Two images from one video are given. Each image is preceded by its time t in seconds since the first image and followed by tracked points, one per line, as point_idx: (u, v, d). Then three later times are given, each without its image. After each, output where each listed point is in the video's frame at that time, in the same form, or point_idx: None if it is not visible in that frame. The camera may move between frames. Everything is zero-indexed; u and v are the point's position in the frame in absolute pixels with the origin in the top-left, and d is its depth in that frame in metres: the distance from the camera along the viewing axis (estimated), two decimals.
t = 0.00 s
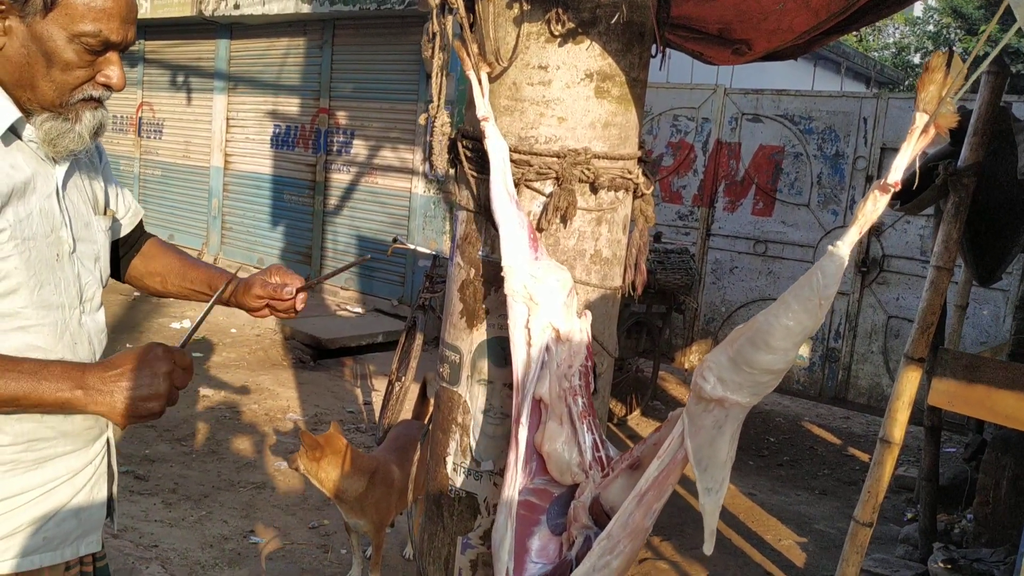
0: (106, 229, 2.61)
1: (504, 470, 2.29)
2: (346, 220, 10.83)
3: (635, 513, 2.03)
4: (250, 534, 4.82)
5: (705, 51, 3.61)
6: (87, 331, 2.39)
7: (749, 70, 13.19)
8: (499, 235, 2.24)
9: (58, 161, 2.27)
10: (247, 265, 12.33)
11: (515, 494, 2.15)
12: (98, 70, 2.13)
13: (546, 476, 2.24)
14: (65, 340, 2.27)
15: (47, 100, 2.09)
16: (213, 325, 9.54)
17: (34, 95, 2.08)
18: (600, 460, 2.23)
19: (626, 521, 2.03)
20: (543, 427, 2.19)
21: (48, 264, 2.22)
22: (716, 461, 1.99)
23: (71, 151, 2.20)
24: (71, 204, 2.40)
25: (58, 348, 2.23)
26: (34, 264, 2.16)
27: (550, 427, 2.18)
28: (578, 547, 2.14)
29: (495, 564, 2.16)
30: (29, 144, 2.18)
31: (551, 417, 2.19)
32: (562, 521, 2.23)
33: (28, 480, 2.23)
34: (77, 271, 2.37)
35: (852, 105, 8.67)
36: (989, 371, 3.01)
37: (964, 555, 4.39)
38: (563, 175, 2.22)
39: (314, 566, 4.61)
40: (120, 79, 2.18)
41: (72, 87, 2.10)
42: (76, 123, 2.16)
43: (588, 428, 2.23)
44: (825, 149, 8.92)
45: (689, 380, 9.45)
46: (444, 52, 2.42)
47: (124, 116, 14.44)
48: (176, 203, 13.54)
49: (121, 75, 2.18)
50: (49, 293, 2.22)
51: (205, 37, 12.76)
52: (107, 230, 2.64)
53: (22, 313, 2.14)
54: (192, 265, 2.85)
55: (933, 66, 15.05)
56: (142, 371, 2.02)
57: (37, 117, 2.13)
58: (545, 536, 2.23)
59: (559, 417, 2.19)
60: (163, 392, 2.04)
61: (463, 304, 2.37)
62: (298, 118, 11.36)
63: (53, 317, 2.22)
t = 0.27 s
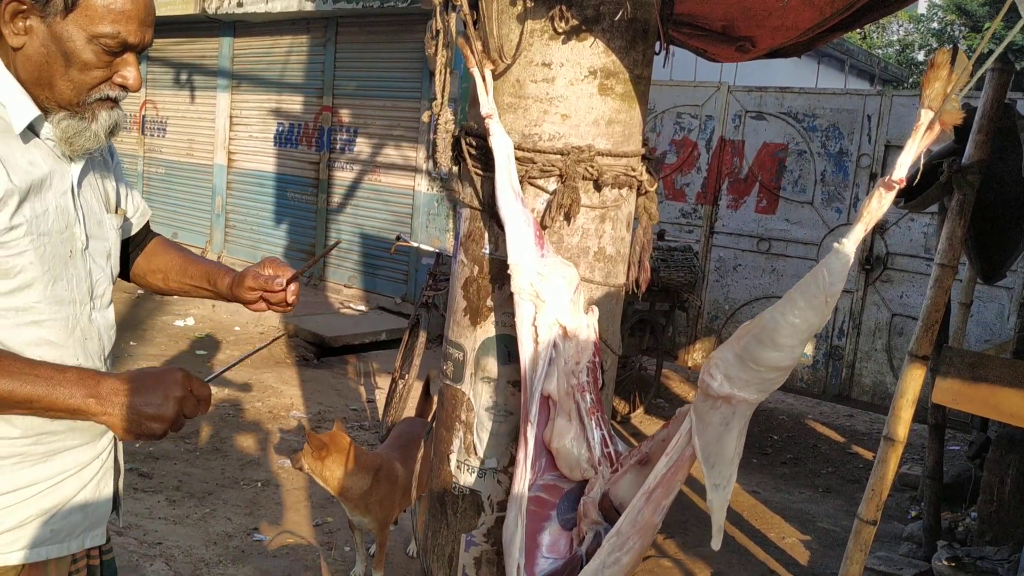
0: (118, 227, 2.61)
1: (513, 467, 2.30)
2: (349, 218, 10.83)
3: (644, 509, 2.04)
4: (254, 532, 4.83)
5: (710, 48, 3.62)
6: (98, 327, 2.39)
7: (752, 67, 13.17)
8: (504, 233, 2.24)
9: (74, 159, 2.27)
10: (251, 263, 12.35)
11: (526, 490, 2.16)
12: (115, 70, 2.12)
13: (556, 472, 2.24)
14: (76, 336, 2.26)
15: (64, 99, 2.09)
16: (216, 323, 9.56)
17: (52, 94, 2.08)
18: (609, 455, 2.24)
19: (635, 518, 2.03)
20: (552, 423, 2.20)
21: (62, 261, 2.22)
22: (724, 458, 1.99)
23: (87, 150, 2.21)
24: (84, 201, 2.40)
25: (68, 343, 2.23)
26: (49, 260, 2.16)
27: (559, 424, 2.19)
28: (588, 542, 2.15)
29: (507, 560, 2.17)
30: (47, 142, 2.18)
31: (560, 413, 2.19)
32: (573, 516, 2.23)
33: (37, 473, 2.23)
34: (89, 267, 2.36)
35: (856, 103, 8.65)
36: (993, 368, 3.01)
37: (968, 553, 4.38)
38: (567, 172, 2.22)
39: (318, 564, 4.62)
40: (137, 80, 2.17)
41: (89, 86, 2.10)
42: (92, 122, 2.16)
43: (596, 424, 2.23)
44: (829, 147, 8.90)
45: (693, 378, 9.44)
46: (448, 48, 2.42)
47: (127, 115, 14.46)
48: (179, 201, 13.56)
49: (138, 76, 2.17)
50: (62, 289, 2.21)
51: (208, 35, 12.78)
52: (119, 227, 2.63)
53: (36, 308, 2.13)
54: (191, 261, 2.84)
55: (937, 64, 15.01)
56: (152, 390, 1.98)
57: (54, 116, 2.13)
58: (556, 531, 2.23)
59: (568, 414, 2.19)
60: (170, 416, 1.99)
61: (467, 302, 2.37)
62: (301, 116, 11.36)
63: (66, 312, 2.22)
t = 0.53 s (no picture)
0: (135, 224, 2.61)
1: (518, 464, 2.29)
2: (352, 216, 10.83)
3: (651, 506, 2.03)
4: (258, 530, 4.83)
5: (715, 45, 3.61)
6: (113, 320, 2.39)
7: (756, 64, 13.14)
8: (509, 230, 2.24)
9: (91, 156, 2.27)
10: (254, 261, 12.35)
11: (532, 487, 2.16)
12: (132, 71, 2.14)
13: (562, 469, 2.24)
14: (91, 327, 2.27)
15: (83, 97, 2.10)
16: (220, 320, 9.56)
17: (71, 92, 2.10)
18: (615, 452, 2.24)
19: (642, 515, 2.03)
20: (558, 420, 2.19)
21: (78, 253, 2.23)
22: (731, 455, 1.98)
23: (103, 147, 2.22)
24: (100, 197, 2.39)
25: (83, 334, 2.24)
26: (64, 252, 2.18)
27: (565, 421, 2.18)
28: (595, 540, 2.14)
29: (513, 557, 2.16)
30: (65, 138, 2.19)
31: (565, 410, 2.19)
32: (579, 513, 2.23)
33: (49, 460, 2.24)
34: (105, 262, 2.35)
35: (860, 100, 8.64)
36: (999, 365, 2.99)
37: (973, 551, 4.37)
38: (571, 169, 2.21)
39: (322, 561, 4.62)
40: (154, 81, 2.19)
41: (107, 86, 2.11)
42: (109, 120, 2.17)
43: (602, 421, 2.23)
44: (833, 144, 8.88)
45: (696, 376, 9.43)
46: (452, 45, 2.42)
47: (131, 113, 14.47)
48: (182, 199, 13.57)
49: (155, 77, 2.18)
50: (78, 282, 2.22)
51: (211, 32, 12.78)
52: (136, 224, 2.63)
53: (50, 299, 2.14)
54: (213, 263, 2.86)
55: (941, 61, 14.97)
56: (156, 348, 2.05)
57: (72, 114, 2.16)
58: (562, 529, 2.23)
59: (574, 411, 2.19)
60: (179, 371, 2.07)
61: (472, 299, 2.37)
62: (305, 114, 11.37)
63: (80, 303, 2.23)
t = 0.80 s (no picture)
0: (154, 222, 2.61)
1: (518, 463, 2.29)
2: (354, 215, 10.83)
3: (651, 506, 2.03)
4: (260, 528, 4.84)
5: (717, 43, 3.63)
6: (129, 313, 2.40)
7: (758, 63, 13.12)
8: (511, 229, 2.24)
9: (112, 155, 2.29)
10: (256, 260, 12.36)
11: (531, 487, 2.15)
12: (152, 73, 2.14)
13: (561, 470, 2.24)
14: (106, 319, 2.30)
15: (104, 97, 2.13)
16: (222, 319, 9.57)
17: (94, 91, 2.12)
18: (615, 452, 2.24)
19: (642, 515, 2.03)
20: (558, 420, 2.19)
21: (96, 247, 2.24)
22: (732, 455, 1.98)
23: (123, 146, 2.25)
24: (121, 195, 2.40)
25: (98, 326, 2.27)
26: (83, 245, 2.20)
27: (565, 421, 2.19)
28: (593, 540, 2.14)
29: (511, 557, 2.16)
30: (86, 136, 2.22)
31: (565, 410, 2.19)
32: (578, 514, 2.23)
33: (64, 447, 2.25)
34: (123, 257, 2.36)
35: (862, 99, 8.63)
36: (1002, 364, 2.98)
37: (975, 550, 4.37)
38: (574, 168, 2.21)
39: (324, 560, 4.63)
40: (173, 83, 2.19)
41: (127, 87, 2.13)
42: (129, 120, 2.19)
43: (602, 421, 2.23)
44: (835, 143, 8.86)
45: (698, 375, 9.43)
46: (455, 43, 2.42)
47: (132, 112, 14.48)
48: (185, 198, 13.58)
49: (174, 79, 2.18)
50: (94, 275, 2.24)
51: (213, 31, 12.77)
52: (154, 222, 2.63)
53: (67, 290, 2.18)
54: (217, 259, 2.84)
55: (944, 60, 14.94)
56: (168, 369, 2.06)
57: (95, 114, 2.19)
58: (561, 529, 2.23)
59: (574, 411, 2.19)
60: (181, 394, 2.07)
61: (474, 297, 2.37)
62: (307, 113, 11.37)
63: (97, 295, 2.25)
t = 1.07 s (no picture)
0: (168, 220, 2.61)
1: (515, 464, 2.29)
2: (356, 214, 10.83)
3: (647, 506, 2.03)
4: (262, 527, 4.84)
5: (719, 42, 3.63)
6: (142, 308, 2.40)
7: (759, 62, 13.12)
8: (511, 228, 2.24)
9: (126, 153, 2.30)
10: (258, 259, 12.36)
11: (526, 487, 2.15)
12: (165, 74, 2.17)
13: (557, 470, 2.24)
14: (121, 311, 2.30)
15: (119, 97, 2.15)
16: (224, 319, 9.57)
17: (109, 92, 2.14)
18: (612, 454, 2.25)
19: (638, 515, 2.03)
20: (555, 420, 2.19)
21: (110, 241, 2.25)
22: (729, 455, 1.98)
23: (137, 146, 2.26)
24: (135, 192, 2.40)
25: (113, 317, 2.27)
26: (95, 240, 2.20)
27: (562, 421, 2.18)
28: (589, 541, 2.14)
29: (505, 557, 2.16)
30: (100, 135, 2.23)
31: (562, 410, 2.18)
32: (573, 515, 2.23)
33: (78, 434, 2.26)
34: (136, 253, 2.36)
35: (864, 98, 8.62)
36: (1004, 364, 2.99)
37: (977, 549, 4.37)
38: (576, 167, 2.20)
39: (325, 559, 4.63)
40: (185, 85, 2.22)
41: (141, 87, 2.15)
42: (142, 120, 2.21)
43: (599, 421, 2.22)
44: (837, 142, 8.86)
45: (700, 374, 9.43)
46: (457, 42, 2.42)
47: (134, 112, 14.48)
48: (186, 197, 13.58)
49: (186, 81, 2.21)
50: (108, 269, 2.25)
51: (215, 30, 12.77)
52: (169, 221, 2.63)
53: (80, 282, 2.18)
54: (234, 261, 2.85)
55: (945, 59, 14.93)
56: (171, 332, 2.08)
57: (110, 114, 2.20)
58: (555, 530, 2.23)
59: (570, 411, 2.19)
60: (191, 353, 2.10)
61: (476, 296, 2.37)
62: (308, 113, 11.37)
63: (110, 288, 2.25)
